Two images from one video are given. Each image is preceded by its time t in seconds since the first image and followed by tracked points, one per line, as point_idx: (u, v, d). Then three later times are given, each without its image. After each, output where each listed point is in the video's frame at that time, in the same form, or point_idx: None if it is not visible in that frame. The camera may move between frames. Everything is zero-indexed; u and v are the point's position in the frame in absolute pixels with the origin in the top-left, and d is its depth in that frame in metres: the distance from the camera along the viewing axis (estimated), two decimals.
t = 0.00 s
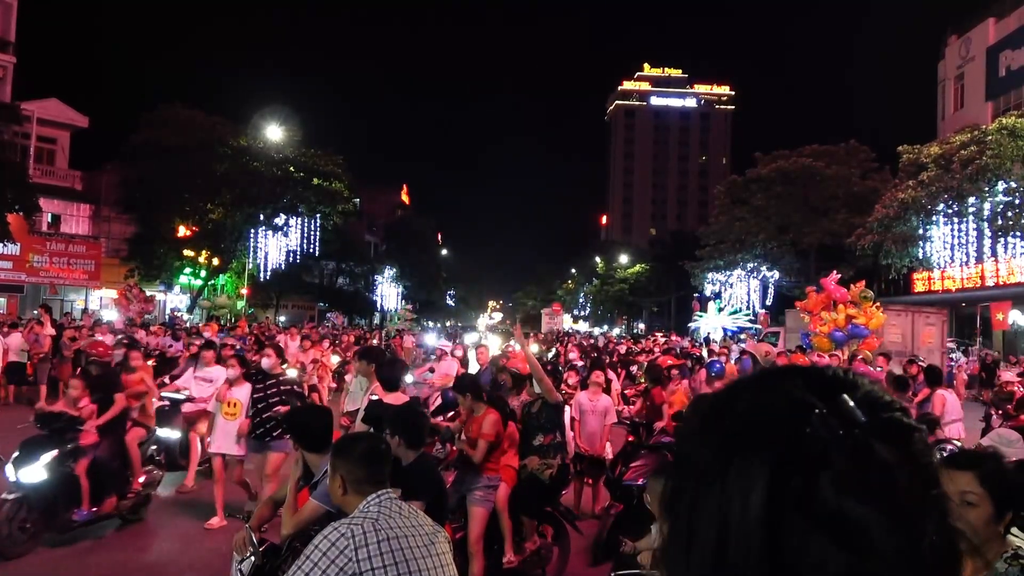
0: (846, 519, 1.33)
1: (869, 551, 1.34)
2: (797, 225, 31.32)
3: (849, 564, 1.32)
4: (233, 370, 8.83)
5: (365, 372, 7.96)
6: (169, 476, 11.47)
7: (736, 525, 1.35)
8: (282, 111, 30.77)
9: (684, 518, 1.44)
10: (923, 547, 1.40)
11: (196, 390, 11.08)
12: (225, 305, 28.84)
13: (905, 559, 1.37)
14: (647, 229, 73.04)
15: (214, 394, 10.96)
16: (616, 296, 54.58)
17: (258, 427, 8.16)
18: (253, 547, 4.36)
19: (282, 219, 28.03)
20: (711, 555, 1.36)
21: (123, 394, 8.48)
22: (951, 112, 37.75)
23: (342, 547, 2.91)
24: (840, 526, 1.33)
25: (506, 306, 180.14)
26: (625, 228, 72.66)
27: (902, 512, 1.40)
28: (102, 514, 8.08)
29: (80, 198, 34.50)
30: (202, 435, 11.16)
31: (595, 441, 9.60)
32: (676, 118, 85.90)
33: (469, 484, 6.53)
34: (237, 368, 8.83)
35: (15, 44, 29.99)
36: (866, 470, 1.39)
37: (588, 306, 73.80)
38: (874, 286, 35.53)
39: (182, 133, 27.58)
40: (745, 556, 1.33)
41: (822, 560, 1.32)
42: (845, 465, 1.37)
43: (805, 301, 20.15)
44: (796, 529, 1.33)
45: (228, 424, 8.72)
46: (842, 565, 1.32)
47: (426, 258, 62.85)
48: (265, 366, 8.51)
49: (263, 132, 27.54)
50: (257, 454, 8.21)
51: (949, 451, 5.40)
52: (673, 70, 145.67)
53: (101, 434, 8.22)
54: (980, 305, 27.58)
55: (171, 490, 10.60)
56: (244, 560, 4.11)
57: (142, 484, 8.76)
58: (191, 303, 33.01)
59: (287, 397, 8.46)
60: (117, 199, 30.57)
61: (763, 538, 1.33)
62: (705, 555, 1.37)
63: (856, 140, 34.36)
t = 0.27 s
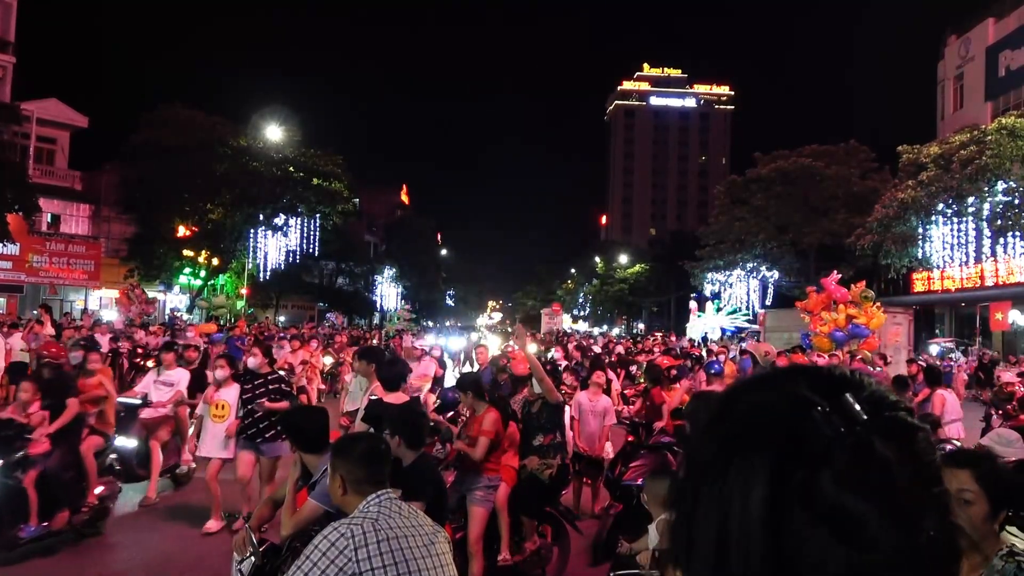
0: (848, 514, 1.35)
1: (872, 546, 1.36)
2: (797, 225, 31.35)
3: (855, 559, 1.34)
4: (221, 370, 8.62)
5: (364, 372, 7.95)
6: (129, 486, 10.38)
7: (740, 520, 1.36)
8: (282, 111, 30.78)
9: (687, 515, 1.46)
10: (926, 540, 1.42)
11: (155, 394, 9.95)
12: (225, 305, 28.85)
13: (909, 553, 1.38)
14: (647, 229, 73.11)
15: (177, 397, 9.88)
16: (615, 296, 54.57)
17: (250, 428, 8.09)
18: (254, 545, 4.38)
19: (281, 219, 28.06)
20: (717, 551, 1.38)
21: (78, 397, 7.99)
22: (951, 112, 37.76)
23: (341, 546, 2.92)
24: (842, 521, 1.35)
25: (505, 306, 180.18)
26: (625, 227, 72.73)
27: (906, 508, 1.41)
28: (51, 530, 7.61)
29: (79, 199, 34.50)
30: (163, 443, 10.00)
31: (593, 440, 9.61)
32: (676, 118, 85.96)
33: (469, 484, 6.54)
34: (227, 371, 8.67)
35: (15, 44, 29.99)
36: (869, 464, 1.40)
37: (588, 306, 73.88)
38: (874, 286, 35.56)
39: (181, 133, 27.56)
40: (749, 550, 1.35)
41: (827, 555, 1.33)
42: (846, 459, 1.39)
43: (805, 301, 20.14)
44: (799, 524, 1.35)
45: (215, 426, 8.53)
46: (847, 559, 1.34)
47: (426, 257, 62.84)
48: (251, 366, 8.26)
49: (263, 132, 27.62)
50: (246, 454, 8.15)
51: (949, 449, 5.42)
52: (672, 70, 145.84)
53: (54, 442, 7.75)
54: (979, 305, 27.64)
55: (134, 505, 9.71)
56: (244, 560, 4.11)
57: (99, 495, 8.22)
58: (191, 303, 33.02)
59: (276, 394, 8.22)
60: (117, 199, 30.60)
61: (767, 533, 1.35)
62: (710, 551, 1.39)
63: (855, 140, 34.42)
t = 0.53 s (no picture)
0: (832, 499, 1.35)
1: (859, 536, 1.35)
2: (796, 224, 31.38)
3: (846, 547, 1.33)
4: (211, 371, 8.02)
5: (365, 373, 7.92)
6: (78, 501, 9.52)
7: (726, 511, 1.37)
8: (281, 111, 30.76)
9: (672, 509, 1.46)
10: (913, 528, 1.41)
11: (110, 400, 9.19)
12: (225, 305, 28.85)
13: (897, 542, 1.38)
14: (646, 229, 73.14)
15: (134, 404, 9.14)
16: (615, 296, 54.60)
17: (237, 433, 7.82)
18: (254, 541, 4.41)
19: (280, 219, 28.38)
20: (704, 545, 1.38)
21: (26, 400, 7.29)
22: (951, 112, 37.76)
23: (341, 547, 2.92)
24: (828, 508, 1.35)
25: (505, 306, 180.31)
26: (624, 227, 72.76)
27: (893, 495, 1.41)
28: None
29: (79, 198, 34.48)
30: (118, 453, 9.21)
31: (591, 439, 9.60)
32: (676, 118, 85.97)
33: (468, 483, 6.55)
34: (217, 372, 8.02)
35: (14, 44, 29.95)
36: (852, 452, 1.40)
37: (587, 306, 73.89)
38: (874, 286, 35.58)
39: (181, 133, 27.53)
40: (734, 541, 1.35)
41: (811, 542, 1.34)
42: (830, 448, 1.38)
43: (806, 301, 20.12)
44: (785, 513, 1.35)
45: (200, 432, 8.04)
46: (835, 548, 1.33)
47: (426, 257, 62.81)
48: (239, 371, 7.98)
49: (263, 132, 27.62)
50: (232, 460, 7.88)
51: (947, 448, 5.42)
52: (672, 70, 145.85)
53: None
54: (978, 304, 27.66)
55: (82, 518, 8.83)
56: (243, 560, 4.11)
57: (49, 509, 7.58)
58: (190, 303, 33.02)
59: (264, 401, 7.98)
60: (117, 199, 30.59)
61: (752, 523, 1.35)
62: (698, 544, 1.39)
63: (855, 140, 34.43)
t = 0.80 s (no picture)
0: (827, 488, 1.36)
1: (855, 534, 1.36)
2: (796, 225, 31.39)
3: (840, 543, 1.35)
4: (197, 372, 7.95)
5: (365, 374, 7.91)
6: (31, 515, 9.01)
7: (722, 506, 1.38)
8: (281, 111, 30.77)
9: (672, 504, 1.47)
10: (915, 522, 1.41)
11: (60, 405, 8.65)
12: (225, 305, 28.76)
13: (896, 539, 1.39)
14: (646, 229, 73.18)
15: (86, 410, 8.58)
16: (615, 296, 54.62)
17: (224, 434, 7.65)
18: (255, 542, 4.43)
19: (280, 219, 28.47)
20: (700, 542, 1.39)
21: None
22: (950, 112, 37.77)
23: (341, 547, 2.92)
24: (824, 503, 1.36)
25: (504, 306, 180.34)
26: (624, 228, 72.81)
27: (890, 492, 1.41)
28: None
29: (78, 198, 34.48)
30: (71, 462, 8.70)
31: (591, 439, 9.61)
32: (676, 118, 86.05)
33: (468, 484, 6.55)
34: (204, 372, 8.01)
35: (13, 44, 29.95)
36: (851, 447, 1.40)
37: (587, 306, 73.92)
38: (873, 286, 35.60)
39: (180, 133, 27.52)
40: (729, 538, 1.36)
41: (807, 539, 1.36)
42: (824, 446, 1.39)
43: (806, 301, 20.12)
44: (780, 511, 1.37)
45: (186, 433, 7.93)
46: (828, 542, 1.35)
47: (426, 257, 62.81)
48: (230, 370, 7.79)
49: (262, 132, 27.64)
50: (219, 464, 7.70)
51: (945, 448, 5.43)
52: (671, 70, 145.96)
53: None
54: (978, 304, 27.68)
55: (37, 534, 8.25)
56: (243, 560, 4.11)
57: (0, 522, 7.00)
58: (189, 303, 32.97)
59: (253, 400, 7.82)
60: (117, 199, 30.55)
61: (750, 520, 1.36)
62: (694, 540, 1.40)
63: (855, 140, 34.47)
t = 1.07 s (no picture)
0: (856, 487, 1.38)
1: (883, 534, 1.38)
2: (795, 225, 31.40)
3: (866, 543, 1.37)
4: (185, 378, 7.69)
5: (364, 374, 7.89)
6: None
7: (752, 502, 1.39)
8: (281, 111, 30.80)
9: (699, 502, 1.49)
10: (943, 521, 1.43)
11: None
12: (224, 305, 28.93)
13: (924, 540, 1.40)
14: (645, 229, 73.23)
15: (21, 417, 7.90)
16: (615, 296, 54.64)
17: (216, 441, 7.22)
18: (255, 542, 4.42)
19: (280, 219, 28.55)
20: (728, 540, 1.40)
21: None
22: (950, 111, 37.82)
23: (341, 547, 2.92)
24: (854, 502, 1.38)
25: (503, 307, 180.35)
26: (624, 227, 72.88)
27: (920, 490, 1.42)
28: None
29: (78, 198, 34.47)
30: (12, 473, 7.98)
31: (590, 439, 9.62)
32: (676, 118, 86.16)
33: (468, 484, 6.56)
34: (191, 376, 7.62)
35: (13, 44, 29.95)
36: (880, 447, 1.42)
37: (586, 306, 73.97)
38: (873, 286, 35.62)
39: (180, 133, 27.51)
40: (758, 535, 1.38)
41: (836, 538, 1.38)
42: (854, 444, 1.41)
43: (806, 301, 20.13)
44: (809, 509, 1.38)
45: (177, 439, 7.51)
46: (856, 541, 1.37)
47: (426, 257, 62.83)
48: (223, 374, 7.36)
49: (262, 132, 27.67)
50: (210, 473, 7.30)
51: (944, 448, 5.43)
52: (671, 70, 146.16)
53: None
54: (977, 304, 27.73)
55: None
56: (242, 560, 4.11)
57: None
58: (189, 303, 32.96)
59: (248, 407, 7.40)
60: (116, 199, 30.54)
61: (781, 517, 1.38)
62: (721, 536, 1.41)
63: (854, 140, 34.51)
